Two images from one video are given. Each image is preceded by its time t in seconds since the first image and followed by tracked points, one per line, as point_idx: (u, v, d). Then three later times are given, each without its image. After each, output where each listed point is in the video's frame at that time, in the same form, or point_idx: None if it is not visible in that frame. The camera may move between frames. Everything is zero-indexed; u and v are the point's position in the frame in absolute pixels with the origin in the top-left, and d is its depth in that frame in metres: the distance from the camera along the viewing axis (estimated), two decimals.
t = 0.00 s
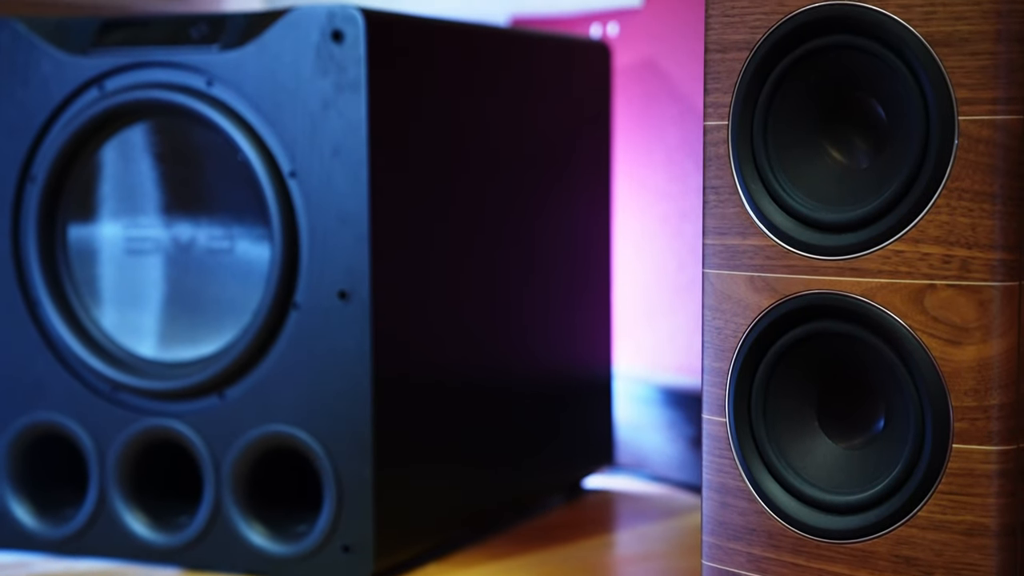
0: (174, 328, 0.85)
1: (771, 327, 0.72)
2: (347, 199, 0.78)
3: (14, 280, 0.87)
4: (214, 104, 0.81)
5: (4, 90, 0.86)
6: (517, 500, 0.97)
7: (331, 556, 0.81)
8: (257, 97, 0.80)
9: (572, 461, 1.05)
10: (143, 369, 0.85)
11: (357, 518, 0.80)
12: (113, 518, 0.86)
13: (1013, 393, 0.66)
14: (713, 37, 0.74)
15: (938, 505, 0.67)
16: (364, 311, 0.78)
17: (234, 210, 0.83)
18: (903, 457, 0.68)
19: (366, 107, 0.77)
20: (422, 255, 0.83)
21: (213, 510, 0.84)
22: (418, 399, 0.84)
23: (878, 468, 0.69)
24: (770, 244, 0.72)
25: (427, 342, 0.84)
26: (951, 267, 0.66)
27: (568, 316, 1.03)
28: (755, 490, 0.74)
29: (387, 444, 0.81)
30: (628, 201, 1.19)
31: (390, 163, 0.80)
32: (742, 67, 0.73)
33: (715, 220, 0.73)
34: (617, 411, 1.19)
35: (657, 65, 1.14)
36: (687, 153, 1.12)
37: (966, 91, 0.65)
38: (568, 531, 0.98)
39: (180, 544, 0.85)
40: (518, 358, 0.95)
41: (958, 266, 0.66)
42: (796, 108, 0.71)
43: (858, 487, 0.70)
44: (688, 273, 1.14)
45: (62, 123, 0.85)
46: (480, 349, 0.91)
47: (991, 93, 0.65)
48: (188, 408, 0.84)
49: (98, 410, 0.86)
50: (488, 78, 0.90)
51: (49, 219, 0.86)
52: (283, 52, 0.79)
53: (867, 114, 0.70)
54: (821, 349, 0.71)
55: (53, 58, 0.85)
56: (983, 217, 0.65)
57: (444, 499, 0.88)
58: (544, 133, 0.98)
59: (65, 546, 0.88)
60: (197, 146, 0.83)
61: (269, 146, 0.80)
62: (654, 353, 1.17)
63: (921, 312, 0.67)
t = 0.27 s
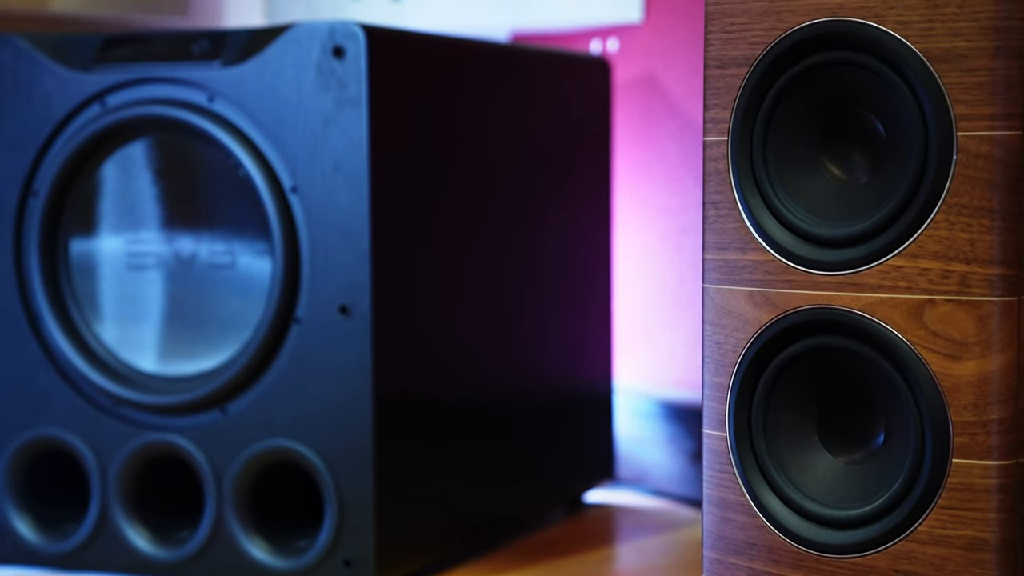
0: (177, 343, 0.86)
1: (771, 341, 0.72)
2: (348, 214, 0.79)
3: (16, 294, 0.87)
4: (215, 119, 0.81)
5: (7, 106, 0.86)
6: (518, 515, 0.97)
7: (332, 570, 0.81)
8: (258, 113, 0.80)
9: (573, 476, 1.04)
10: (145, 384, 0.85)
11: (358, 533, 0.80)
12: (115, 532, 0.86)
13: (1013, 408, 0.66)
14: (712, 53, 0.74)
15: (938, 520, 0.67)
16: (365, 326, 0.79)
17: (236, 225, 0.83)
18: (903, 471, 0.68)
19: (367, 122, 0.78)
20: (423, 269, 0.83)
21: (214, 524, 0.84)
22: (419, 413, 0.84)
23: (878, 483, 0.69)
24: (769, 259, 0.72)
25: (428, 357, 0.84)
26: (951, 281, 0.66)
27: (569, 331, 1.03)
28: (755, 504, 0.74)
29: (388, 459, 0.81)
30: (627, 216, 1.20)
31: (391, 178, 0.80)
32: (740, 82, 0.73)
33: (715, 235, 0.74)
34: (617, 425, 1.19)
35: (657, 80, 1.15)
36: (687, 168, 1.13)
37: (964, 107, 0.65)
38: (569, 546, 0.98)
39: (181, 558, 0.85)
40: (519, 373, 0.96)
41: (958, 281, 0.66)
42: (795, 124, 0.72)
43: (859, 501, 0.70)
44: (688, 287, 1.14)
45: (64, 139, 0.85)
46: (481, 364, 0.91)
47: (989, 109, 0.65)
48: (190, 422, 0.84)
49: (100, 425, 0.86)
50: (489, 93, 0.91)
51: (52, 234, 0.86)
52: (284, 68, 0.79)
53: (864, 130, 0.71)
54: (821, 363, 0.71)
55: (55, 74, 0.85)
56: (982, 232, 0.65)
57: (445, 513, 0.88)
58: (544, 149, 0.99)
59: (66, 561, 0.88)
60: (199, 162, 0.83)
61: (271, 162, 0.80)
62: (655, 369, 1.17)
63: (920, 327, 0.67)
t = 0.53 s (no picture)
0: (179, 357, 0.86)
1: (771, 356, 0.73)
2: (349, 229, 0.79)
3: (18, 310, 0.87)
4: (217, 135, 0.81)
5: (9, 122, 0.87)
6: (519, 529, 0.97)
7: None
8: (260, 129, 0.80)
9: (573, 490, 1.04)
10: (146, 399, 0.85)
11: (358, 548, 0.80)
12: (115, 547, 0.86)
13: (1013, 423, 0.66)
14: (712, 69, 0.75)
15: (938, 534, 0.67)
16: (366, 341, 0.78)
17: (237, 240, 0.83)
18: (903, 486, 0.68)
19: (367, 138, 0.78)
20: (424, 285, 0.84)
21: (214, 539, 0.83)
22: (420, 428, 0.84)
23: (878, 497, 0.70)
24: (769, 274, 0.72)
25: (429, 373, 0.84)
26: (950, 296, 0.66)
27: (569, 345, 1.03)
28: (755, 519, 0.74)
29: (389, 473, 0.81)
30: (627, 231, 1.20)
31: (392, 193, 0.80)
32: (740, 99, 0.74)
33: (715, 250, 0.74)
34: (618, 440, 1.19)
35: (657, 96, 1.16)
36: (687, 184, 1.13)
37: (962, 123, 0.66)
38: (570, 560, 0.98)
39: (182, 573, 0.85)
40: (519, 387, 0.96)
41: (957, 296, 0.66)
42: (794, 140, 0.72)
43: (858, 516, 0.70)
44: (688, 302, 1.14)
45: (66, 154, 0.85)
46: (482, 379, 0.91)
47: (988, 125, 0.65)
48: (191, 437, 0.84)
49: (101, 439, 0.86)
50: (490, 109, 0.91)
51: (53, 248, 0.87)
52: (286, 84, 0.80)
53: (863, 145, 0.71)
54: (821, 378, 0.71)
55: (58, 90, 0.85)
56: (981, 248, 0.65)
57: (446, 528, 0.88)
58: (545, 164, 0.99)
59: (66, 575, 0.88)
60: (201, 177, 0.84)
61: (272, 178, 0.81)
62: (655, 384, 1.18)
63: (920, 342, 0.67)
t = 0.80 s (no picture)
0: (180, 372, 0.86)
1: (771, 371, 0.73)
2: (350, 244, 0.79)
3: (20, 326, 0.88)
4: (218, 150, 0.82)
5: (12, 138, 0.87)
6: (520, 544, 0.97)
7: None
8: (261, 144, 0.81)
9: (574, 505, 1.04)
10: (147, 413, 0.85)
11: (360, 562, 0.80)
12: (117, 561, 0.86)
13: (1012, 438, 0.67)
14: (711, 84, 0.75)
15: (938, 549, 0.67)
16: (367, 355, 0.79)
17: (238, 255, 0.83)
18: (903, 500, 0.68)
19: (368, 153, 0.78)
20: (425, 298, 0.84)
21: (216, 552, 0.83)
22: (422, 442, 0.84)
23: (878, 512, 0.70)
24: (768, 288, 0.73)
25: (430, 386, 0.85)
26: (949, 311, 0.66)
27: (569, 360, 1.03)
28: (756, 533, 0.74)
29: (390, 487, 0.81)
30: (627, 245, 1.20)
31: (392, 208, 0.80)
32: (739, 114, 0.74)
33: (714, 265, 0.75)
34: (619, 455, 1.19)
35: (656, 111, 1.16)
36: (687, 199, 1.14)
37: (961, 139, 0.66)
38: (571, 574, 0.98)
39: None
40: (520, 401, 0.96)
41: (956, 311, 0.66)
42: (794, 154, 0.72)
43: (858, 531, 0.70)
44: (687, 316, 1.15)
45: (68, 169, 0.86)
46: (483, 393, 0.91)
47: (986, 141, 0.65)
48: (192, 451, 0.84)
49: (103, 454, 0.86)
50: (491, 124, 0.92)
51: (56, 262, 0.87)
52: (287, 99, 0.80)
53: (862, 160, 0.71)
54: (821, 392, 0.72)
55: (61, 105, 0.86)
56: (979, 263, 0.66)
57: (448, 542, 0.88)
58: (546, 179, 1.00)
59: None
60: (202, 192, 0.84)
61: (273, 193, 0.81)
62: (655, 398, 1.18)
63: (919, 357, 0.67)
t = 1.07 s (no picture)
0: (182, 388, 0.86)
1: (771, 385, 0.73)
2: (351, 259, 0.79)
3: (23, 341, 0.88)
4: (220, 167, 0.82)
5: (15, 155, 0.88)
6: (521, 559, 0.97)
7: None
8: (262, 160, 0.81)
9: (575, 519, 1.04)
10: (148, 429, 0.86)
11: None
12: None
13: (1012, 453, 0.67)
14: (710, 100, 0.76)
15: (938, 563, 0.67)
16: (368, 370, 0.79)
17: (239, 270, 0.84)
18: (903, 515, 0.68)
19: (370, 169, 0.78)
20: (426, 314, 0.84)
21: (218, 568, 0.83)
22: (423, 457, 0.84)
23: (878, 526, 0.70)
24: (768, 303, 0.73)
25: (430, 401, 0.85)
26: (949, 326, 0.66)
27: (570, 375, 1.03)
28: (756, 547, 0.74)
29: (392, 502, 0.81)
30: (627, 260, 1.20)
31: (393, 223, 0.81)
32: (739, 130, 0.75)
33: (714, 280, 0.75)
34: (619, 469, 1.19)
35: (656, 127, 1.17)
36: (687, 214, 1.15)
37: (960, 154, 0.66)
38: None
39: None
40: (521, 416, 0.96)
41: (955, 326, 0.66)
42: (793, 170, 0.73)
43: (858, 546, 0.70)
44: (688, 331, 1.15)
45: (71, 186, 0.86)
46: (484, 408, 0.91)
47: (984, 156, 0.66)
48: (194, 467, 0.84)
49: (104, 470, 0.86)
50: (491, 139, 0.92)
51: (58, 277, 0.87)
52: (288, 116, 0.80)
53: (862, 176, 0.72)
54: (822, 407, 0.72)
55: (63, 122, 0.86)
56: (979, 277, 0.66)
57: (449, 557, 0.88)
58: (546, 194, 1.00)
59: None
60: (204, 208, 0.84)
61: (274, 208, 0.81)
62: (656, 413, 1.18)
63: (918, 371, 0.68)
